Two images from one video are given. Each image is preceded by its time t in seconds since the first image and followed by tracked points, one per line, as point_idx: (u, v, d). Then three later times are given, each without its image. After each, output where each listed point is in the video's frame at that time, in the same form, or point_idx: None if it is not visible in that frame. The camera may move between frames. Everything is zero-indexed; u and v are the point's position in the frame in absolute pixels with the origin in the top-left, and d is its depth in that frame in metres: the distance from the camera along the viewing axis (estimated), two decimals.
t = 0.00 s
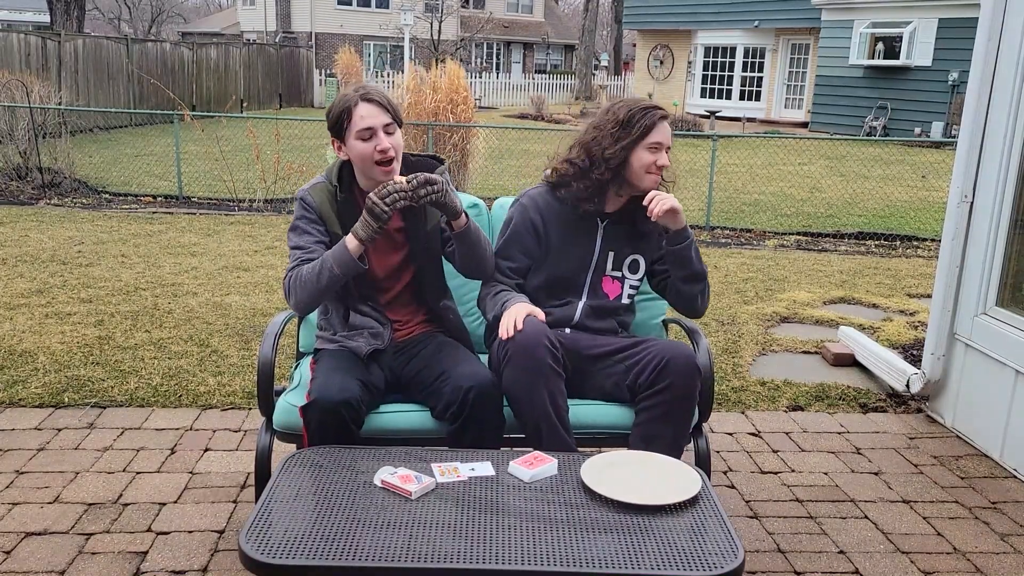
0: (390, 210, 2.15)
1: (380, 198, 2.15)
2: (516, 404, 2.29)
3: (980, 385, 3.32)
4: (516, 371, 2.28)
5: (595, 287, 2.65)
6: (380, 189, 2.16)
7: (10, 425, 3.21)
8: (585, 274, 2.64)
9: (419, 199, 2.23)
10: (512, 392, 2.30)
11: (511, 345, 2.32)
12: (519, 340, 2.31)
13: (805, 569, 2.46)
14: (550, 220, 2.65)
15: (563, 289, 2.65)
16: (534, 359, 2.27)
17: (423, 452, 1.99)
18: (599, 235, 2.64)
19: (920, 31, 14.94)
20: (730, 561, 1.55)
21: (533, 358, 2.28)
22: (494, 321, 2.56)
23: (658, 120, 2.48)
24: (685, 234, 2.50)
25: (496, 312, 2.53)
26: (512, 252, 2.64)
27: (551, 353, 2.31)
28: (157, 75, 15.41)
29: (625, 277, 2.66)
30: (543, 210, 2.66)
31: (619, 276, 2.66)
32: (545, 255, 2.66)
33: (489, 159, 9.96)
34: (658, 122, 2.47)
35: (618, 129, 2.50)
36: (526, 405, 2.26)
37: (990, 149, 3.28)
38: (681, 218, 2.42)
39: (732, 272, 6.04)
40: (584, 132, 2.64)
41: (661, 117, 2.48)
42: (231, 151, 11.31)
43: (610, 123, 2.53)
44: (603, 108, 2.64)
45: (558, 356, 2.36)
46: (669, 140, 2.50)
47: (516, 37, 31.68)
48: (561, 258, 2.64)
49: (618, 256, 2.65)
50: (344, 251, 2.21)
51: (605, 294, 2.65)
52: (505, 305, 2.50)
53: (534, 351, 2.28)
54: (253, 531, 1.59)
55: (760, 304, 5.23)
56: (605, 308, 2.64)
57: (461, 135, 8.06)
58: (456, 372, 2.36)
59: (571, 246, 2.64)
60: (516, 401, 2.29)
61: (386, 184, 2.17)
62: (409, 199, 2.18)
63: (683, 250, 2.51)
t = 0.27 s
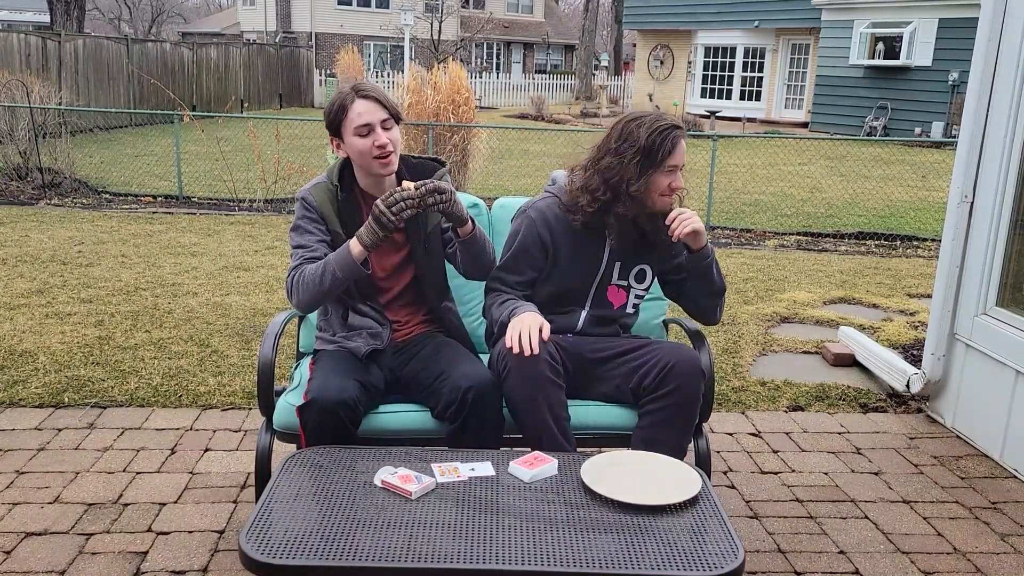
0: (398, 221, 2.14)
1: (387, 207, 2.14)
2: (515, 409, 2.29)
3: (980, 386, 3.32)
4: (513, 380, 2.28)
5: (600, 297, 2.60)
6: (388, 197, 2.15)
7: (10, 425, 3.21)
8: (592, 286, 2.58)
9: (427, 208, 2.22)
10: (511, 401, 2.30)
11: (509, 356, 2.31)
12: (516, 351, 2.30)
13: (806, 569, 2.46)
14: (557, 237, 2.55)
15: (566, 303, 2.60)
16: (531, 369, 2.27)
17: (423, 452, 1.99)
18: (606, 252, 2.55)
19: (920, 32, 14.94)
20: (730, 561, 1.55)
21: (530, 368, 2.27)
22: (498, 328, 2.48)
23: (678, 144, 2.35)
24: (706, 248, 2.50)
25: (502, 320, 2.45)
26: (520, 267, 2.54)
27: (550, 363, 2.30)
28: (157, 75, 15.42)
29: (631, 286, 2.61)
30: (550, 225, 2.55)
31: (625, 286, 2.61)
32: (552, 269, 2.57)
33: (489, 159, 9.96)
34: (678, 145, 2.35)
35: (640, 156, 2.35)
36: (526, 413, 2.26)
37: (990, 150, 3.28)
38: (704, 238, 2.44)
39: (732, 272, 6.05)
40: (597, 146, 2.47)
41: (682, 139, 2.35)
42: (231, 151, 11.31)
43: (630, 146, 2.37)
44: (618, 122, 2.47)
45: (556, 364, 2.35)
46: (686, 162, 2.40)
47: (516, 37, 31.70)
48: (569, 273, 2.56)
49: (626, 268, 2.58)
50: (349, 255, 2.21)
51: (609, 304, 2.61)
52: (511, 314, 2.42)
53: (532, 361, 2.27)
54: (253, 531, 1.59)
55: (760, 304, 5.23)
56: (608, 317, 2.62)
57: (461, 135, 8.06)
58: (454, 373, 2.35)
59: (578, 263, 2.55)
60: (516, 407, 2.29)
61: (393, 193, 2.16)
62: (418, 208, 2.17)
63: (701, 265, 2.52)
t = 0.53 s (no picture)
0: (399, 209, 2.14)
1: (387, 197, 2.13)
2: (513, 413, 2.29)
3: (980, 386, 3.32)
4: (512, 386, 2.28)
5: (602, 301, 2.60)
6: (389, 188, 2.15)
7: (10, 425, 3.21)
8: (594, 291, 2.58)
9: (427, 199, 2.22)
10: (509, 406, 2.30)
11: (506, 362, 2.31)
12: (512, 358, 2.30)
13: (805, 569, 2.46)
14: (562, 245, 2.54)
15: (567, 308, 2.60)
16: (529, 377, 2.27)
17: (424, 452, 1.99)
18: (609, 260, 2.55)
19: (920, 32, 14.94)
20: (730, 561, 1.55)
21: (528, 373, 2.27)
22: (499, 330, 2.48)
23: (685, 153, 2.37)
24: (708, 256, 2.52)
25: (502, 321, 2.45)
26: (523, 273, 2.53)
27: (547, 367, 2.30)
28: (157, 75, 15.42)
29: (633, 291, 2.61)
30: (554, 233, 2.54)
31: (627, 290, 2.60)
32: (554, 274, 2.56)
33: (489, 159, 9.96)
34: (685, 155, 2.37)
35: (651, 169, 2.35)
36: (524, 417, 2.26)
37: (990, 150, 3.28)
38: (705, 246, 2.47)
39: (732, 272, 6.04)
40: (603, 155, 2.46)
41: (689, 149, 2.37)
42: (230, 151, 11.31)
43: (639, 157, 2.37)
44: (623, 130, 2.45)
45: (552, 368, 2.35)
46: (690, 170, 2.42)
47: (517, 37, 31.70)
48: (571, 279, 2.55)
49: (629, 273, 2.58)
50: (350, 248, 2.21)
51: (611, 307, 2.61)
52: (512, 317, 2.42)
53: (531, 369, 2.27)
54: (253, 531, 1.59)
55: (760, 304, 5.23)
56: (610, 322, 2.62)
57: (461, 135, 8.06)
58: (454, 375, 2.35)
59: (582, 270, 2.55)
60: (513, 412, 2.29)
61: (393, 183, 2.16)
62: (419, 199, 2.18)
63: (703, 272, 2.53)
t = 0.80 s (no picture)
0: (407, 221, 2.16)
1: (395, 211, 2.15)
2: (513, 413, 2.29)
3: (980, 386, 3.32)
4: (513, 386, 2.29)
5: (600, 297, 2.60)
6: (396, 201, 2.16)
7: (10, 425, 3.21)
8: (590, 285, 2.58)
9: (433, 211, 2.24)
10: (509, 406, 2.30)
11: (505, 361, 2.31)
12: (512, 358, 2.30)
13: (805, 569, 2.46)
14: (557, 239, 2.54)
15: (565, 303, 2.60)
16: (530, 376, 2.27)
17: (424, 452, 1.99)
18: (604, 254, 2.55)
19: (920, 32, 14.95)
20: (730, 561, 1.55)
21: (528, 373, 2.27)
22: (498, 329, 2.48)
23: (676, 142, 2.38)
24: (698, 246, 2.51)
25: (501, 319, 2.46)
26: (519, 267, 2.53)
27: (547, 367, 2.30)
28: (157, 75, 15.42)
29: (630, 286, 2.61)
30: (549, 227, 2.54)
31: (624, 285, 2.60)
32: (550, 269, 2.57)
33: (489, 159, 9.96)
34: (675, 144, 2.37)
35: (645, 159, 2.36)
36: (523, 417, 2.27)
37: (990, 151, 3.28)
38: (695, 235, 2.45)
39: (732, 272, 6.05)
40: (594, 147, 2.46)
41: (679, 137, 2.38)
42: (231, 152, 11.31)
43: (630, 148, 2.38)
44: (612, 121, 2.46)
45: (553, 368, 2.35)
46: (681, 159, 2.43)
47: (517, 37, 31.69)
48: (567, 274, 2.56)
49: (624, 267, 2.58)
50: (353, 260, 2.21)
51: (609, 303, 2.61)
52: (510, 315, 2.43)
53: (532, 367, 2.28)
54: (253, 531, 1.59)
55: (760, 304, 5.23)
56: (608, 318, 2.62)
57: (461, 135, 8.07)
58: (453, 376, 2.35)
59: (578, 265, 2.55)
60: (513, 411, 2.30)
61: (402, 196, 2.18)
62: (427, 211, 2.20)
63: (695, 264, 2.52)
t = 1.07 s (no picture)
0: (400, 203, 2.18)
1: (387, 194, 2.17)
2: (520, 409, 2.29)
3: (980, 386, 3.32)
4: (521, 381, 2.28)
5: (596, 289, 2.64)
6: (385, 185, 2.19)
7: (10, 425, 3.21)
8: (583, 275, 2.62)
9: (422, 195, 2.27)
10: (516, 401, 2.30)
11: (516, 354, 2.31)
12: (523, 352, 2.29)
13: (805, 569, 2.46)
14: (549, 227, 2.60)
15: (564, 293, 2.63)
16: (539, 368, 2.27)
17: (423, 452, 1.99)
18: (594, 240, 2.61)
19: (920, 32, 14.95)
20: (730, 561, 1.55)
21: (538, 368, 2.27)
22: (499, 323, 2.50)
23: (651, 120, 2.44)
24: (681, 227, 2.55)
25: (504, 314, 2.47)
26: (513, 254, 2.57)
27: (558, 363, 2.30)
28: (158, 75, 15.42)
29: (625, 278, 2.66)
30: (540, 215, 2.60)
31: (619, 277, 2.65)
32: (544, 258, 2.61)
33: (489, 159, 9.97)
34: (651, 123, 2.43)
35: (625, 141, 2.42)
36: (530, 413, 2.27)
37: (990, 151, 3.28)
38: (677, 216, 2.49)
39: (732, 272, 6.05)
40: (576, 135, 2.54)
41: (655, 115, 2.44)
42: (231, 152, 11.31)
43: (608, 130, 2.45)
44: (591, 109, 2.54)
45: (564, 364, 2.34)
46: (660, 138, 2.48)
47: (517, 37, 31.69)
48: (561, 261, 2.60)
49: (617, 257, 2.64)
50: (350, 257, 2.20)
51: (604, 294, 2.65)
52: (515, 309, 2.45)
53: (542, 359, 2.27)
54: (254, 531, 1.59)
55: (760, 304, 5.23)
56: (605, 309, 2.64)
57: (462, 136, 8.07)
58: (453, 376, 2.35)
59: (570, 252, 2.60)
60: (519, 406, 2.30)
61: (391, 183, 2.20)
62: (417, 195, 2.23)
63: (681, 248, 2.55)
